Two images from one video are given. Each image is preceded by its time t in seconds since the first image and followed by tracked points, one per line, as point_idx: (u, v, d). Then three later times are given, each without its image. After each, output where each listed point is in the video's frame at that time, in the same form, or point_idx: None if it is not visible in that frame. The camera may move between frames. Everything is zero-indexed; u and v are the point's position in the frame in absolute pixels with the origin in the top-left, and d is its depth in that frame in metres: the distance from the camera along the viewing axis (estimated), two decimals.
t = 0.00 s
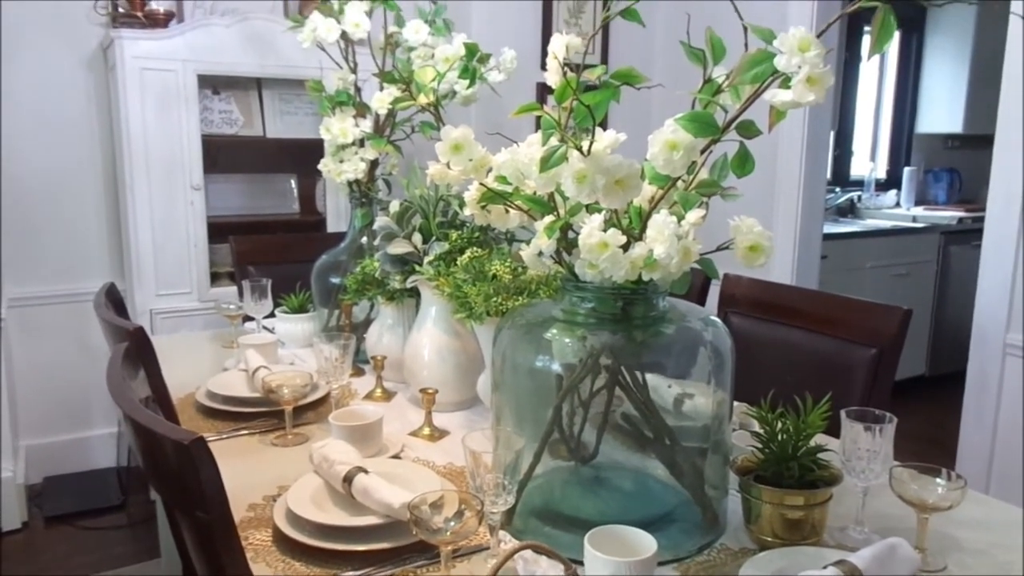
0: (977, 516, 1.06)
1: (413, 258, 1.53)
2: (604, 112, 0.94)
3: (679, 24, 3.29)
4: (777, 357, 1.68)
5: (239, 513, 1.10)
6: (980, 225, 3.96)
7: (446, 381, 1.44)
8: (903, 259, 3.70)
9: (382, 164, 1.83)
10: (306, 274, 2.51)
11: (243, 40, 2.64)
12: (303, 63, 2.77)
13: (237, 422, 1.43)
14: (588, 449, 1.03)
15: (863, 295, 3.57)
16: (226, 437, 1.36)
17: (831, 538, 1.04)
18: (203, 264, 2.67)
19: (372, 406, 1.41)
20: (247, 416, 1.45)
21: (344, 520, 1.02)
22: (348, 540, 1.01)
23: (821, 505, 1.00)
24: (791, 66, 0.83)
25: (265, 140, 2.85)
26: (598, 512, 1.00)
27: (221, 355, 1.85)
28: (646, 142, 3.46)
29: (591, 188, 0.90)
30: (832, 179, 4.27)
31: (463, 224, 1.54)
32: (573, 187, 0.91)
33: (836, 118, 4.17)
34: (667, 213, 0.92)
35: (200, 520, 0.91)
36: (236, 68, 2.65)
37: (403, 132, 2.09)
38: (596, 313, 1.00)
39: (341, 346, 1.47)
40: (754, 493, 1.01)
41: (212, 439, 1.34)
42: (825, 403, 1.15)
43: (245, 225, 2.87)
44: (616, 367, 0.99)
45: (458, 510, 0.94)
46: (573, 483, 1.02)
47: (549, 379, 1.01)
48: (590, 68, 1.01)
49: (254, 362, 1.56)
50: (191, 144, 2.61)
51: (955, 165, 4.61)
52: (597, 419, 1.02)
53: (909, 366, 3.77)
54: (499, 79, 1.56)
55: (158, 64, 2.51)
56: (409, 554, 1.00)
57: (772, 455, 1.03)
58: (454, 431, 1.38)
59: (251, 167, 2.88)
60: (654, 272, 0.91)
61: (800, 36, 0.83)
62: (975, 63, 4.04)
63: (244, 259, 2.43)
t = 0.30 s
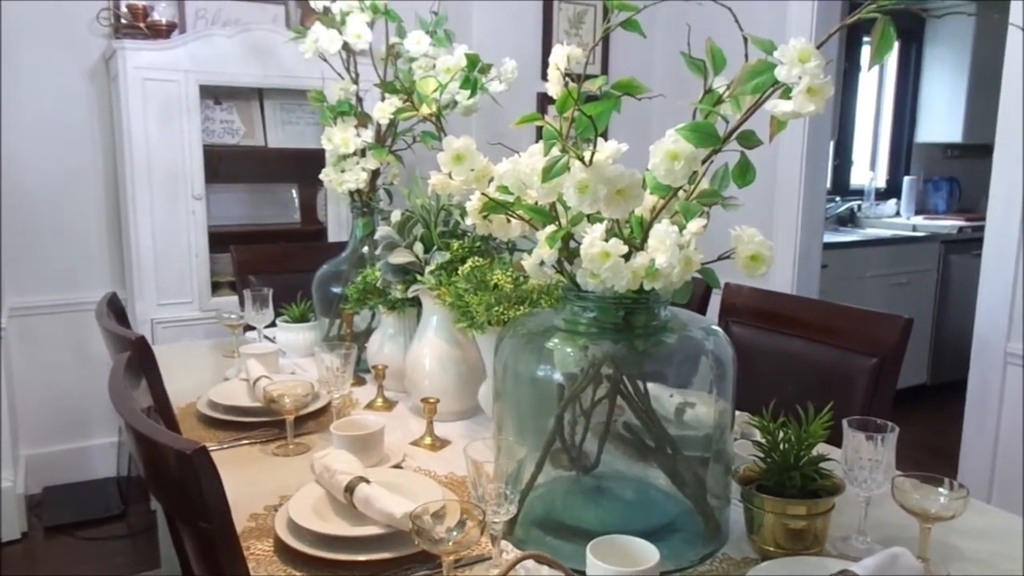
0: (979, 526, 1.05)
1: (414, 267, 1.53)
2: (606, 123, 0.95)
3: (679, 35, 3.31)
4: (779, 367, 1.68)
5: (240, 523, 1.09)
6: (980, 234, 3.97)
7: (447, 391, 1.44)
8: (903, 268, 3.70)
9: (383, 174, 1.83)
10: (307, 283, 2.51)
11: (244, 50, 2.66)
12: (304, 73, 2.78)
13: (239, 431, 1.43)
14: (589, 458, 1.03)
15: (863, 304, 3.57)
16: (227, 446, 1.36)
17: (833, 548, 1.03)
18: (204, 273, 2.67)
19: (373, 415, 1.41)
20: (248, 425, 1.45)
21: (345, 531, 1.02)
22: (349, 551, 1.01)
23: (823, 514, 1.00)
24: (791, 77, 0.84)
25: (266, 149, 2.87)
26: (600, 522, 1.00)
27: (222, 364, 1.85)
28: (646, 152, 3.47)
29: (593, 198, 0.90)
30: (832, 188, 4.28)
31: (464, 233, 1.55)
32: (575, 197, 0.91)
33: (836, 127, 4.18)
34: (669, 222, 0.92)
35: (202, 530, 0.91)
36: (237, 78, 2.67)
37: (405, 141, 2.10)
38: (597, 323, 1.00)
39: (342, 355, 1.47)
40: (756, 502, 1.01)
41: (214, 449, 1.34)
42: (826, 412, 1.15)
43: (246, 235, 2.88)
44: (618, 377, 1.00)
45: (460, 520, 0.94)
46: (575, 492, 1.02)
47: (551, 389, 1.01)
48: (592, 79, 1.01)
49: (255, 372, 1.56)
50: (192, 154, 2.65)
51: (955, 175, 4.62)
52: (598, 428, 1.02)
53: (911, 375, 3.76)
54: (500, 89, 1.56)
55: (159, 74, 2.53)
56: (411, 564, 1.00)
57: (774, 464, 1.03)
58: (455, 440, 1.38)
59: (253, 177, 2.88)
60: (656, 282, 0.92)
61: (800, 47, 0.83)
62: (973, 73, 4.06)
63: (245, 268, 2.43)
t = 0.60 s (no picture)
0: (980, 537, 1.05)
1: (415, 276, 1.53)
2: (607, 133, 0.95)
3: (679, 47, 3.32)
4: (779, 377, 1.68)
5: (240, 532, 1.09)
6: (979, 245, 3.98)
7: (448, 399, 1.44)
8: (902, 279, 3.70)
9: (383, 183, 1.84)
10: (307, 292, 2.51)
11: (246, 60, 2.66)
12: (306, 82, 2.79)
13: (238, 439, 1.43)
14: (589, 468, 1.03)
15: (863, 315, 3.58)
16: (226, 455, 1.36)
17: (834, 558, 1.03)
18: (205, 281, 2.68)
19: (373, 424, 1.41)
20: (248, 434, 1.45)
21: (345, 539, 1.02)
22: (348, 560, 1.01)
23: (824, 525, 1.00)
24: (791, 88, 0.84)
25: (267, 157, 2.87)
26: (600, 532, 1.00)
27: (222, 373, 1.85)
28: (647, 162, 3.48)
29: (594, 208, 0.91)
30: (832, 199, 4.29)
31: (465, 242, 1.55)
32: (576, 207, 0.92)
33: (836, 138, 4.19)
34: (669, 232, 0.92)
35: (201, 539, 0.91)
36: (237, 87, 2.67)
37: (406, 150, 2.10)
38: (597, 332, 1.00)
39: (342, 364, 1.47)
40: (756, 512, 1.01)
41: (214, 457, 1.34)
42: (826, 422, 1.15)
43: (247, 243, 2.88)
44: (618, 387, 1.00)
45: (460, 530, 0.94)
46: (575, 502, 1.02)
47: (551, 398, 1.02)
48: (593, 89, 1.02)
49: (255, 380, 1.56)
50: (193, 162, 2.63)
51: (954, 186, 4.63)
52: (598, 438, 1.02)
53: (910, 385, 3.77)
54: (501, 99, 1.57)
55: (160, 83, 2.53)
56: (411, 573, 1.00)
57: (775, 474, 1.03)
58: (455, 449, 1.38)
59: (255, 186, 2.90)
60: (656, 291, 0.92)
61: (800, 59, 0.84)
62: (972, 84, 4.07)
63: (245, 276, 2.43)
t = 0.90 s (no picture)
0: (980, 545, 1.05)
1: (414, 285, 1.53)
2: (606, 143, 0.95)
3: (678, 56, 3.33)
4: (779, 385, 1.68)
5: (240, 542, 1.09)
6: (978, 253, 3.98)
7: (448, 409, 1.44)
8: (902, 286, 3.71)
9: (382, 192, 1.84)
10: (307, 301, 2.51)
11: (246, 70, 2.67)
12: (305, 92, 2.79)
13: (238, 449, 1.43)
14: (589, 476, 1.02)
15: (863, 322, 3.58)
16: (225, 465, 1.36)
17: (835, 566, 1.03)
18: (205, 292, 2.68)
19: (373, 433, 1.41)
20: (247, 444, 1.45)
21: (345, 549, 1.02)
22: (348, 570, 1.01)
23: (824, 533, 1.00)
24: (789, 97, 0.84)
25: (266, 168, 2.87)
26: (601, 540, 1.00)
27: (222, 382, 1.85)
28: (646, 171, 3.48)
29: (593, 217, 0.91)
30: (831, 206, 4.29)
31: (465, 251, 1.55)
32: (575, 217, 0.92)
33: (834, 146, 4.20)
34: (668, 240, 0.92)
35: (202, 549, 0.91)
36: (237, 98, 2.67)
37: (406, 160, 2.11)
38: (597, 340, 1.00)
39: (342, 374, 1.47)
40: (757, 520, 1.01)
41: (214, 467, 1.34)
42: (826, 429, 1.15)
43: (246, 252, 2.89)
44: (618, 395, 1.00)
45: (460, 539, 0.94)
46: (575, 511, 1.02)
47: (551, 407, 1.02)
48: (591, 98, 1.02)
49: (255, 390, 1.56)
50: (193, 175, 2.63)
51: (953, 193, 4.64)
52: (598, 446, 1.02)
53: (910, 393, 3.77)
54: (499, 108, 1.58)
55: (160, 94, 2.54)
56: None
57: (775, 482, 1.03)
58: (455, 458, 1.38)
59: (254, 196, 2.90)
60: (655, 299, 0.92)
61: (798, 68, 0.84)
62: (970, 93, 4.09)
63: (245, 286, 2.44)
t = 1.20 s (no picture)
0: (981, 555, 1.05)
1: (414, 293, 1.54)
2: (606, 152, 0.96)
3: (677, 66, 3.34)
4: (779, 395, 1.68)
5: (239, 550, 1.09)
6: (978, 262, 3.98)
7: (448, 417, 1.44)
8: (902, 295, 3.71)
9: (383, 200, 1.84)
10: (307, 309, 2.51)
11: (246, 79, 2.68)
12: (307, 101, 2.80)
13: (238, 457, 1.42)
14: (589, 485, 1.02)
15: (863, 331, 3.58)
16: (224, 473, 1.35)
17: None
18: (205, 300, 2.69)
19: (373, 442, 1.41)
20: (246, 452, 1.45)
21: (345, 557, 1.02)
22: None
23: (825, 542, 0.99)
24: (787, 107, 0.85)
25: (267, 176, 2.87)
26: (601, 549, 1.00)
27: (222, 391, 1.85)
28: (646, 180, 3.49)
29: (593, 226, 0.91)
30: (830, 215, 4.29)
31: (465, 260, 1.56)
32: (575, 225, 0.92)
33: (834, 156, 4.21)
34: (668, 249, 0.93)
35: (201, 557, 0.91)
36: (238, 106, 2.68)
37: (406, 168, 2.12)
38: (597, 349, 1.00)
39: (342, 382, 1.47)
40: (757, 530, 1.01)
41: (213, 476, 1.34)
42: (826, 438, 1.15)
43: (247, 261, 2.89)
44: (618, 404, 1.00)
45: (460, 548, 0.94)
46: (574, 520, 1.02)
47: (551, 415, 1.02)
48: (592, 107, 1.03)
49: (255, 398, 1.56)
50: (194, 184, 2.63)
51: (953, 203, 4.65)
52: (598, 455, 1.02)
53: (910, 402, 3.76)
54: (500, 117, 1.58)
55: (162, 102, 2.54)
56: None
57: (775, 492, 1.03)
58: (455, 467, 1.38)
59: (255, 204, 2.91)
60: (655, 308, 0.92)
61: (797, 78, 0.85)
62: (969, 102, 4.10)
63: (246, 294, 2.44)
